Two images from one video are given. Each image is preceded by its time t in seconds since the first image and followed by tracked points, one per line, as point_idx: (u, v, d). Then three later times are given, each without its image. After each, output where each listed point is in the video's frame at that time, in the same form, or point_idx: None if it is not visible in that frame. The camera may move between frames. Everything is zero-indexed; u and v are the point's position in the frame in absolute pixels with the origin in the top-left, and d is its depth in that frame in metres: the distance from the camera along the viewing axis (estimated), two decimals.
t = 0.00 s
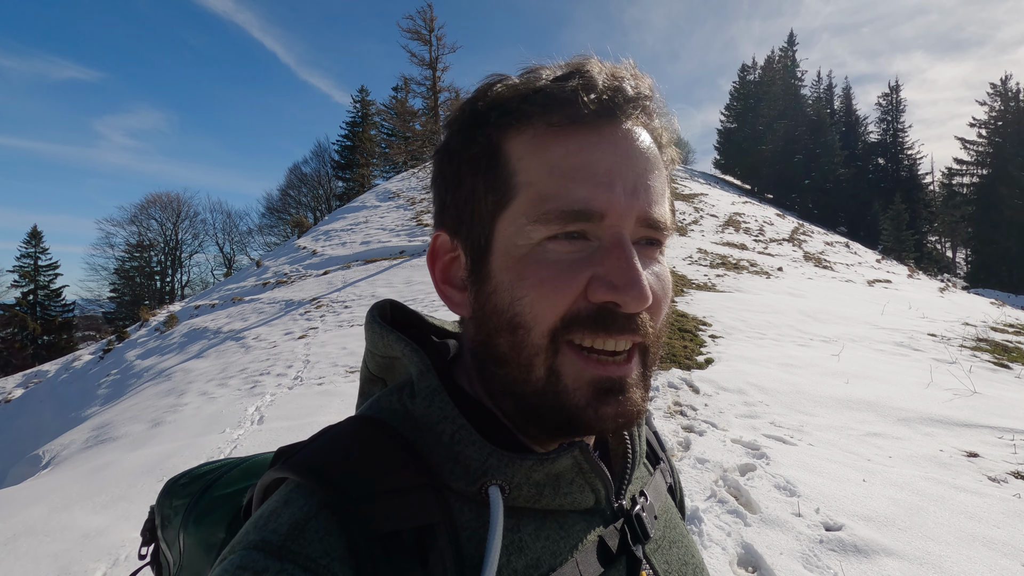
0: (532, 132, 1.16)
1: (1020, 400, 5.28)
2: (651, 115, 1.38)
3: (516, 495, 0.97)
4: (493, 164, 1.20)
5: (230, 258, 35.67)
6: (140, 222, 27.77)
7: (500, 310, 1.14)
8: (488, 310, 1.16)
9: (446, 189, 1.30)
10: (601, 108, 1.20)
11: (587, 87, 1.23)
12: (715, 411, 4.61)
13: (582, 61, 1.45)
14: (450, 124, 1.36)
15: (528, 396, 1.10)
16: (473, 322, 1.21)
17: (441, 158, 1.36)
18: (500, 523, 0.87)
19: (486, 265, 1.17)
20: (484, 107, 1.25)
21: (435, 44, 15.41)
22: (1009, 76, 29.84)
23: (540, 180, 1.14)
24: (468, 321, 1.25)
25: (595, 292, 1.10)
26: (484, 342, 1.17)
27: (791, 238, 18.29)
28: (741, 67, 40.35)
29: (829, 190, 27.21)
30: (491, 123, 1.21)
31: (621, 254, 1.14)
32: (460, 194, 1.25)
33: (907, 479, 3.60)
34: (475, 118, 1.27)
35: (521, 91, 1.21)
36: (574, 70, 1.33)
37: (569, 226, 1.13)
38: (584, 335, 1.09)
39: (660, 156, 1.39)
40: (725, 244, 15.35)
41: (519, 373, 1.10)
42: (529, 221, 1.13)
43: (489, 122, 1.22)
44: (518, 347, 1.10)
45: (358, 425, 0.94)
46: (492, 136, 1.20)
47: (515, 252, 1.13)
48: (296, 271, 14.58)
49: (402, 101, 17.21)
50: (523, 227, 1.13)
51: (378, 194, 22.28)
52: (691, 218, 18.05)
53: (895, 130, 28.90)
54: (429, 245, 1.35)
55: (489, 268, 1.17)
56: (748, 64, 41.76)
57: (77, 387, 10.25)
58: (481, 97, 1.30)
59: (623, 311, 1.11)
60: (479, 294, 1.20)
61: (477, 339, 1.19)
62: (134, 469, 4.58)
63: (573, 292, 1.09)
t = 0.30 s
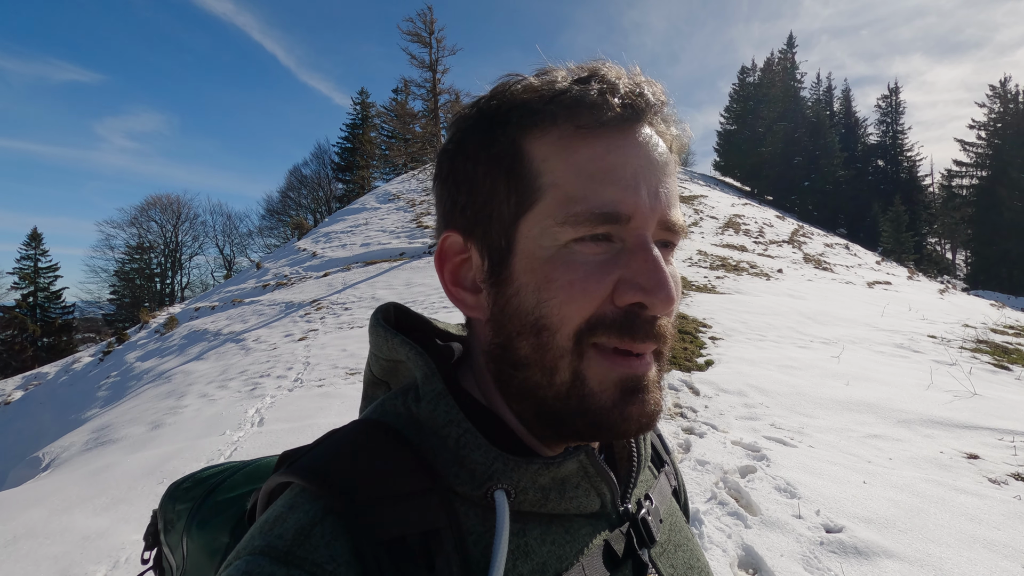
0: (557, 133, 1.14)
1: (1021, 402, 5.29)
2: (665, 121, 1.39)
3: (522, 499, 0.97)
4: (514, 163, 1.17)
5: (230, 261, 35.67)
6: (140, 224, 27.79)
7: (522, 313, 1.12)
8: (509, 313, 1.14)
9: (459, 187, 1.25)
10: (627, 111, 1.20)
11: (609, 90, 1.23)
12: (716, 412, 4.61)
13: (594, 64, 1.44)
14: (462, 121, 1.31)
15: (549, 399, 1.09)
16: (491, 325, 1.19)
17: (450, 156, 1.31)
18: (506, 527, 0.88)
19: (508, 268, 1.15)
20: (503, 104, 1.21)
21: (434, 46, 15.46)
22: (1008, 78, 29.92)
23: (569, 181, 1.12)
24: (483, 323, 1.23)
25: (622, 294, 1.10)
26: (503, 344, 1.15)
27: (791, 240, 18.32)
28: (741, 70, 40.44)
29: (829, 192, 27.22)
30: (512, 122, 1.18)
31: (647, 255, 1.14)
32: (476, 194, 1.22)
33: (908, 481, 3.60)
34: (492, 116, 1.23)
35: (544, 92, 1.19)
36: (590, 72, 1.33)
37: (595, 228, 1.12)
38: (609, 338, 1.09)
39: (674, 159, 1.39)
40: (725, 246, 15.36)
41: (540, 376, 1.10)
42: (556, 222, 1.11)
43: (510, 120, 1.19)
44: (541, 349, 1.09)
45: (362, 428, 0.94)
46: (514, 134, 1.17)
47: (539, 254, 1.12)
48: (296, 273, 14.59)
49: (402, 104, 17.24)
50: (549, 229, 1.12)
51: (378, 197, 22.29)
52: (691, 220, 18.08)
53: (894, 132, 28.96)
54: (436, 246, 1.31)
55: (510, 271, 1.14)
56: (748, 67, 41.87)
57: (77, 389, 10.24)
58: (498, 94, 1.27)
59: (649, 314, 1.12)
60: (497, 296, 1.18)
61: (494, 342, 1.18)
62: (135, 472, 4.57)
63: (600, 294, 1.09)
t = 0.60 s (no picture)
0: (588, 123, 1.14)
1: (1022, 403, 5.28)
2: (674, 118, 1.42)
3: (516, 490, 0.98)
4: (545, 154, 1.15)
5: (231, 262, 35.75)
6: (141, 225, 27.85)
7: (554, 303, 1.11)
8: (540, 302, 1.13)
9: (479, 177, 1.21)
10: (649, 107, 1.22)
11: (630, 85, 1.25)
12: (716, 413, 4.61)
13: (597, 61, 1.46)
14: (478, 110, 1.27)
15: (578, 385, 1.10)
16: (518, 316, 1.17)
17: (463, 146, 1.26)
18: (497, 516, 0.88)
19: (539, 257, 1.13)
20: (528, 96, 1.19)
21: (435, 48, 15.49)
22: (1009, 79, 29.90)
23: (602, 170, 1.12)
24: (505, 316, 1.21)
25: (658, 280, 1.11)
26: (531, 335, 1.14)
27: (791, 241, 18.32)
28: (742, 71, 40.48)
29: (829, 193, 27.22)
30: (542, 114, 1.17)
31: (677, 242, 1.16)
32: (499, 184, 1.18)
33: (908, 481, 3.60)
34: (515, 107, 1.21)
35: (570, 83, 1.19)
36: (604, 67, 1.33)
37: (631, 217, 1.12)
38: (642, 324, 1.10)
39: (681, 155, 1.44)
40: (726, 247, 15.37)
41: (570, 364, 1.10)
42: (592, 211, 1.11)
43: (540, 111, 1.17)
44: (574, 339, 1.09)
45: (355, 421, 0.95)
46: (544, 125, 1.16)
47: (574, 244, 1.11)
48: (297, 274, 14.61)
49: (403, 105, 17.27)
50: (584, 217, 1.11)
51: (379, 198, 22.32)
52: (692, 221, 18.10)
53: (895, 133, 28.97)
54: (449, 237, 1.26)
55: (541, 261, 1.12)
56: (748, 68, 41.91)
57: (78, 390, 10.25)
58: (518, 86, 1.24)
59: (679, 300, 1.14)
60: (525, 288, 1.15)
61: (521, 333, 1.16)
62: (135, 472, 4.58)
63: (637, 281, 1.09)
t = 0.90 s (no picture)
0: (635, 137, 1.08)
1: None
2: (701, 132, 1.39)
3: (517, 487, 0.98)
4: (589, 161, 1.08)
5: (233, 262, 35.86)
6: (143, 226, 27.95)
7: (587, 315, 1.08)
8: (572, 314, 1.09)
9: (514, 173, 1.11)
10: (691, 124, 1.19)
11: (671, 99, 1.21)
12: (717, 413, 4.61)
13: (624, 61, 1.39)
14: (511, 98, 1.16)
15: (600, 396, 1.10)
16: (546, 323, 1.13)
17: (493, 136, 1.15)
18: (500, 513, 0.89)
19: (576, 269, 1.08)
20: (574, 97, 1.10)
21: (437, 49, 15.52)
22: (1011, 79, 29.84)
23: (647, 185, 1.07)
24: (531, 320, 1.15)
25: (685, 298, 1.11)
26: (558, 344, 1.12)
27: (793, 241, 18.31)
28: (743, 71, 40.52)
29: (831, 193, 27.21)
30: (590, 118, 1.08)
31: (704, 261, 1.16)
32: (536, 185, 1.10)
33: (910, 482, 3.59)
34: (559, 104, 1.11)
35: (619, 91, 1.12)
36: (642, 70, 1.27)
37: (670, 235, 1.09)
38: (665, 339, 1.11)
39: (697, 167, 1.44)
40: (728, 247, 15.37)
41: (596, 375, 1.09)
42: (633, 227, 1.06)
43: (588, 116, 1.09)
44: (605, 351, 1.08)
45: (358, 418, 0.96)
46: (592, 130, 1.08)
47: (613, 257, 1.06)
48: (299, 275, 14.64)
49: (404, 106, 17.30)
50: (626, 233, 1.06)
51: (381, 198, 22.36)
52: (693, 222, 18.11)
53: (897, 133, 28.95)
54: (472, 233, 1.17)
55: (579, 273, 1.08)
56: (749, 69, 41.95)
57: (80, 391, 10.27)
58: (561, 82, 1.15)
59: (700, 317, 1.15)
60: (558, 297, 1.10)
61: (547, 341, 1.13)
62: (137, 472, 4.59)
63: (668, 299, 1.08)
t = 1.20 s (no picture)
0: (638, 141, 1.09)
1: None
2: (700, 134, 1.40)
3: (517, 489, 0.99)
4: (593, 165, 1.08)
5: (235, 263, 35.93)
6: (145, 227, 28.03)
7: (590, 319, 1.08)
8: (575, 318, 1.09)
9: (519, 177, 1.10)
10: (693, 128, 1.20)
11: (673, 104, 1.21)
12: (719, 414, 4.61)
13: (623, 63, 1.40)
14: (514, 101, 1.16)
15: (600, 399, 1.11)
16: (549, 328, 1.13)
17: (495, 138, 1.14)
18: (500, 514, 0.89)
19: (579, 273, 1.08)
20: (579, 101, 1.11)
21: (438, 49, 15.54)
22: (1013, 79, 29.76)
23: (651, 190, 1.07)
24: (533, 324, 1.15)
25: (685, 299, 1.12)
26: (561, 347, 1.12)
27: (795, 242, 18.30)
28: (745, 72, 40.50)
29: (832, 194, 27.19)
30: (594, 123, 1.08)
31: (704, 264, 1.17)
32: (539, 190, 1.09)
33: (911, 483, 3.58)
34: (564, 110, 1.11)
35: (621, 95, 1.12)
36: (643, 73, 1.27)
37: (673, 240, 1.09)
38: (663, 339, 1.13)
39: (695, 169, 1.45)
40: (729, 248, 15.37)
41: (597, 378, 1.11)
42: (637, 232, 1.07)
43: (592, 120, 1.09)
44: (606, 354, 1.09)
45: (359, 420, 0.96)
46: (595, 134, 1.08)
47: (616, 262, 1.07)
48: (301, 275, 14.68)
49: (406, 107, 17.32)
50: (630, 238, 1.07)
51: (382, 199, 22.39)
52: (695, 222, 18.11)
53: (899, 134, 28.89)
54: (475, 237, 1.17)
55: (582, 277, 1.08)
56: (751, 70, 41.95)
57: (82, 391, 10.30)
58: (565, 86, 1.14)
59: (699, 318, 1.17)
60: (561, 302, 1.11)
61: (549, 344, 1.14)
62: (139, 472, 4.61)
63: (669, 301, 1.10)
